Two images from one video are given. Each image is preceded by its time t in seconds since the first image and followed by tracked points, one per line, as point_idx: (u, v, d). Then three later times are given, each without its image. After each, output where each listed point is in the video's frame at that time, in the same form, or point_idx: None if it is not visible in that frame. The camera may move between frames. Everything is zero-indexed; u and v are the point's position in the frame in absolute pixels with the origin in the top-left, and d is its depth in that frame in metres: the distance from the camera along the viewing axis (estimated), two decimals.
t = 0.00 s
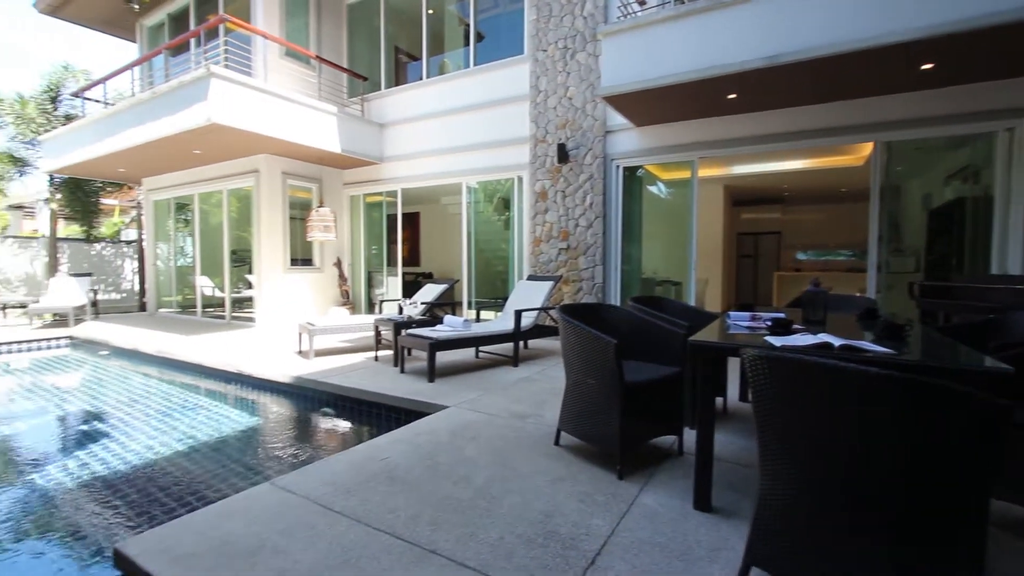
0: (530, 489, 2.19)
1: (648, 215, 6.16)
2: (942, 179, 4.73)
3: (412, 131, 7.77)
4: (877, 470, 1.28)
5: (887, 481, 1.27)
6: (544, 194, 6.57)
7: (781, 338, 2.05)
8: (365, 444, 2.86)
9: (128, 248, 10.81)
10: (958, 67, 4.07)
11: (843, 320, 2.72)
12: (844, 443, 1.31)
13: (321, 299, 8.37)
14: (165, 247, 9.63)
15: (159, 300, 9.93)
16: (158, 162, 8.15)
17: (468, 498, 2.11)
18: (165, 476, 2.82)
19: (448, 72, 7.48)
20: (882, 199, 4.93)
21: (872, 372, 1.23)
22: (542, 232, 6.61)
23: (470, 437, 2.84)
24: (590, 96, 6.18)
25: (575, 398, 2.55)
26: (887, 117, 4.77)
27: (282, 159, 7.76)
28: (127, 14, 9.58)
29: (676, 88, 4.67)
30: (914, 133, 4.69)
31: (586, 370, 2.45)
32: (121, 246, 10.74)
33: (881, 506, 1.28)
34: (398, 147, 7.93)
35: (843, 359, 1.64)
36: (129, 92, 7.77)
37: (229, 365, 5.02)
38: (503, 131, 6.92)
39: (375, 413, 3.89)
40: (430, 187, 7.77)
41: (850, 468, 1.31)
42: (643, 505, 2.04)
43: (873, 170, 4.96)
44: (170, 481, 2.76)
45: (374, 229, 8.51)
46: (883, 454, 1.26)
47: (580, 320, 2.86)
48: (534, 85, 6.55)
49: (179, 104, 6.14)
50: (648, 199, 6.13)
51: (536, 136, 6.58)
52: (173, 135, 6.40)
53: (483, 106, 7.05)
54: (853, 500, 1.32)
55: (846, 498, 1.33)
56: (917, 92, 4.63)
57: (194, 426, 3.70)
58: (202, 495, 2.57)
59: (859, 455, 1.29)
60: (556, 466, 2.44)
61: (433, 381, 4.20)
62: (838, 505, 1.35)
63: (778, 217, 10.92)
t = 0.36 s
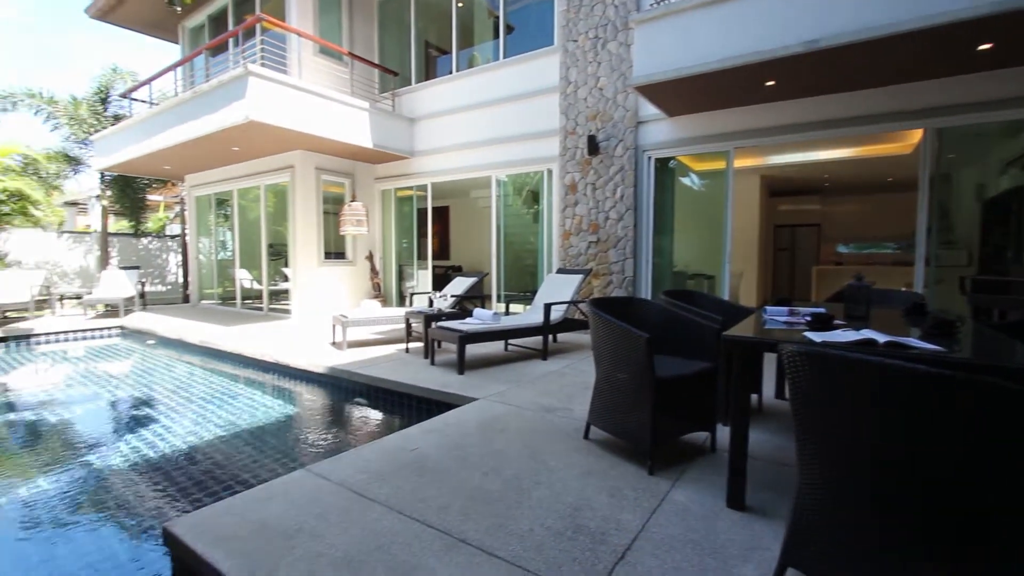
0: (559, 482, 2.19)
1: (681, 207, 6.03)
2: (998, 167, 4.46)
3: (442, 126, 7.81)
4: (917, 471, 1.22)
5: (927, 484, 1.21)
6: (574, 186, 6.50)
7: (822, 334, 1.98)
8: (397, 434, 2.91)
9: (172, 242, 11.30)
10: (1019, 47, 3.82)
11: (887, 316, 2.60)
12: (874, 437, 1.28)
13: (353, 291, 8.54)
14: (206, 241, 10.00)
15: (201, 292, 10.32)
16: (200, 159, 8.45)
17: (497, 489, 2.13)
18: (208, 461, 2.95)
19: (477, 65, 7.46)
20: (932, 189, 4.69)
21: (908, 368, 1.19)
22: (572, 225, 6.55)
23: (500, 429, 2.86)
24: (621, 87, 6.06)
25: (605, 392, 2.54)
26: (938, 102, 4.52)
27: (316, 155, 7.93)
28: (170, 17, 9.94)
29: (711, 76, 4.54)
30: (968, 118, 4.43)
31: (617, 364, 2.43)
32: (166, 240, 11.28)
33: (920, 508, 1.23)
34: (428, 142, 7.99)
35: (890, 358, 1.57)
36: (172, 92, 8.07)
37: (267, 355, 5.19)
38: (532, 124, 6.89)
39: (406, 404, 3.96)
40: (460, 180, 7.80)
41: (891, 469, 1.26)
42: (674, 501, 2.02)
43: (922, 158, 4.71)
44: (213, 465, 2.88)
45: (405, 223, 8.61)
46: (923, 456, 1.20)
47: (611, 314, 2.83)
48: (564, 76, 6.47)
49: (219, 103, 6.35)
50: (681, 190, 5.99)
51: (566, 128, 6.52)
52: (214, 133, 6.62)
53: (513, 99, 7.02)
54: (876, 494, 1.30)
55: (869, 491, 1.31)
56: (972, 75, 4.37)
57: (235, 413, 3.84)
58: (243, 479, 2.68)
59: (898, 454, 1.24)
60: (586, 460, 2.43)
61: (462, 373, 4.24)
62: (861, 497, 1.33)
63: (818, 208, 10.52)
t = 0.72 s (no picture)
0: (589, 476, 2.18)
1: (716, 199, 5.87)
2: None
3: (473, 119, 7.83)
4: (973, 474, 1.15)
5: (982, 486, 1.15)
6: (605, 178, 6.42)
7: (866, 330, 1.90)
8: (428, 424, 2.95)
9: (215, 236, 11.75)
10: None
11: (937, 312, 2.48)
12: (916, 434, 1.23)
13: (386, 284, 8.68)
14: (246, 235, 10.34)
15: (242, 285, 10.70)
16: (240, 155, 8.74)
17: (527, 481, 2.13)
18: (248, 446, 3.07)
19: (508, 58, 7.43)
20: (988, 178, 4.42)
21: (955, 365, 1.13)
22: (603, 218, 6.48)
23: (529, 422, 2.87)
24: (654, 76, 5.93)
25: (636, 387, 2.51)
26: (998, 85, 4.23)
27: (350, 150, 8.08)
28: (212, 17, 10.26)
29: (749, 63, 4.40)
30: None
31: (649, 359, 2.40)
32: (209, 234, 11.76)
33: (974, 512, 1.16)
34: (459, 135, 8.02)
35: (941, 355, 1.49)
36: (214, 91, 8.35)
37: (304, 345, 5.35)
38: (563, 116, 6.83)
39: (437, 395, 4.01)
40: (491, 173, 7.81)
41: (944, 471, 1.19)
42: (707, 499, 1.98)
43: (979, 146, 4.44)
44: (254, 450, 3.00)
45: (436, 217, 8.67)
46: (979, 456, 1.14)
47: (643, 308, 2.79)
48: (596, 66, 6.38)
49: (258, 100, 6.53)
50: (717, 182, 5.84)
51: (598, 119, 6.43)
52: (252, 130, 6.82)
53: (543, 91, 6.97)
54: (904, 491, 1.27)
55: (898, 487, 1.29)
56: None
57: (273, 401, 3.99)
58: (281, 465, 2.78)
59: (951, 455, 1.18)
60: (616, 455, 2.41)
61: (492, 366, 4.27)
62: (899, 497, 1.28)
63: (863, 199, 10.07)
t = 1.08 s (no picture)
0: (619, 473, 2.16)
1: (753, 192, 5.69)
2: None
3: (503, 113, 7.82)
4: None
5: None
6: (636, 172, 6.32)
7: (914, 329, 1.81)
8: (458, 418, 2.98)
9: (253, 231, 12.13)
10: None
11: (993, 310, 2.34)
12: (966, 438, 1.16)
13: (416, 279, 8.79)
14: (283, 230, 10.63)
15: (279, 278, 11.01)
16: (277, 153, 8.98)
17: (557, 477, 2.13)
18: (285, 434, 3.17)
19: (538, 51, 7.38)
20: None
21: (1011, 365, 1.07)
22: (634, 212, 6.37)
23: (558, 417, 2.86)
24: (688, 66, 5.78)
25: (668, 383, 2.47)
26: None
27: (382, 146, 8.20)
28: (250, 19, 10.55)
29: (790, 50, 4.22)
30: None
31: (681, 356, 2.35)
32: (248, 230, 12.16)
33: None
34: (490, 130, 8.03)
35: (997, 356, 1.40)
36: (252, 91, 8.61)
37: (337, 338, 5.48)
38: (594, 109, 6.75)
39: (466, 389, 4.05)
40: (521, 168, 7.79)
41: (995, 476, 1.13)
42: (741, 500, 1.94)
43: None
44: (289, 439, 3.10)
45: (466, 212, 8.71)
46: None
47: (676, 304, 2.74)
48: (628, 57, 6.27)
49: (293, 99, 6.70)
50: (753, 174, 5.67)
51: (629, 112, 6.33)
52: (288, 128, 7.00)
53: (574, 83, 6.90)
54: (951, 497, 1.21)
55: (945, 492, 1.22)
56: None
57: (308, 391, 4.10)
58: (316, 454, 2.86)
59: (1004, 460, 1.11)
60: (647, 452, 2.38)
61: (522, 360, 4.27)
62: (948, 503, 1.22)
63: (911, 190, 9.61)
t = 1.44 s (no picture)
0: (648, 473, 2.13)
1: (788, 187, 5.52)
2: None
3: (531, 110, 7.80)
4: None
5: None
6: (667, 168, 6.20)
7: (964, 331, 1.73)
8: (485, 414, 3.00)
9: (287, 230, 12.46)
10: None
11: None
12: None
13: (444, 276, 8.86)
14: (315, 228, 10.88)
15: (312, 275, 11.28)
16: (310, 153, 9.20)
17: (584, 476, 2.11)
18: (317, 427, 3.26)
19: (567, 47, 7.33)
20: None
21: None
22: (664, 209, 6.27)
23: (586, 416, 2.84)
24: (722, 59, 5.64)
25: (699, 383, 2.42)
26: None
27: (411, 145, 8.30)
28: (285, 22, 10.82)
29: (830, 40, 4.07)
30: None
31: (713, 356, 2.30)
32: (282, 228, 12.49)
33: None
34: (518, 127, 8.02)
35: None
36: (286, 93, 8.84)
37: (368, 334, 5.58)
38: (624, 105, 6.66)
39: (494, 386, 4.06)
40: (549, 165, 7.76)
41: None
42: (775, 504, 1.89)
43: None
44: (321, 432, 3.17)
45: (493, 209, 8.73)
46: None
47: (708, 302, 2.68)
48: (659, 51, 6.16)
49: (326, 100, 6.84)
50: (789, 170, 5.50)
51: (660, 107, 6.23)
52: (321, 128, 7.16)
53: (603, 79, 6.82)
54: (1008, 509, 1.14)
55: (1000, 504, 1.16)
56: None
57: (339, 386, 4.20)
58: (347, 447, 2.92)
59: None
60: (677, 453, 2.34)
61: (549, 358, 4.26)
62: (1002, 515, 1.15)
63: (959, 185, 9.14)
